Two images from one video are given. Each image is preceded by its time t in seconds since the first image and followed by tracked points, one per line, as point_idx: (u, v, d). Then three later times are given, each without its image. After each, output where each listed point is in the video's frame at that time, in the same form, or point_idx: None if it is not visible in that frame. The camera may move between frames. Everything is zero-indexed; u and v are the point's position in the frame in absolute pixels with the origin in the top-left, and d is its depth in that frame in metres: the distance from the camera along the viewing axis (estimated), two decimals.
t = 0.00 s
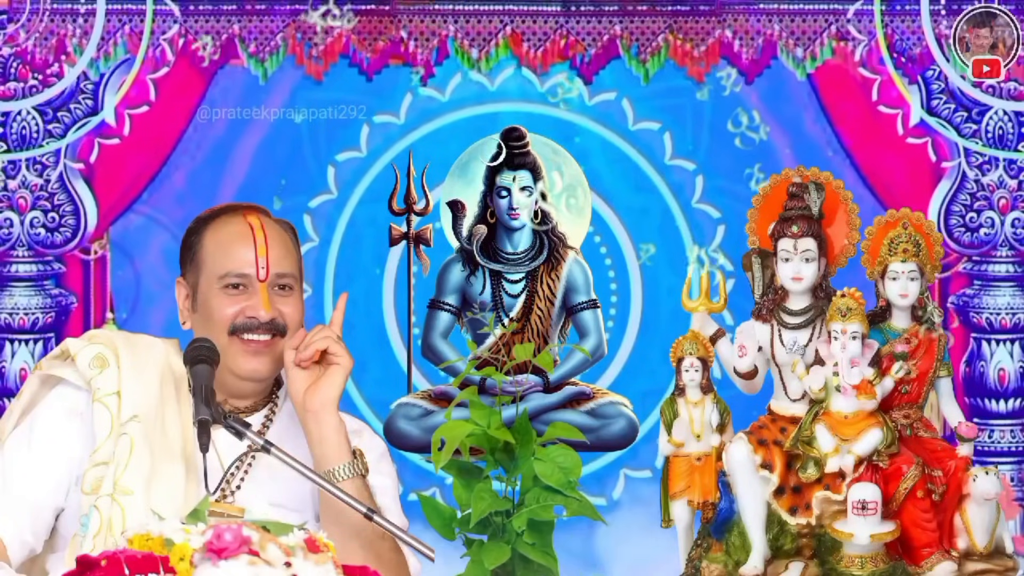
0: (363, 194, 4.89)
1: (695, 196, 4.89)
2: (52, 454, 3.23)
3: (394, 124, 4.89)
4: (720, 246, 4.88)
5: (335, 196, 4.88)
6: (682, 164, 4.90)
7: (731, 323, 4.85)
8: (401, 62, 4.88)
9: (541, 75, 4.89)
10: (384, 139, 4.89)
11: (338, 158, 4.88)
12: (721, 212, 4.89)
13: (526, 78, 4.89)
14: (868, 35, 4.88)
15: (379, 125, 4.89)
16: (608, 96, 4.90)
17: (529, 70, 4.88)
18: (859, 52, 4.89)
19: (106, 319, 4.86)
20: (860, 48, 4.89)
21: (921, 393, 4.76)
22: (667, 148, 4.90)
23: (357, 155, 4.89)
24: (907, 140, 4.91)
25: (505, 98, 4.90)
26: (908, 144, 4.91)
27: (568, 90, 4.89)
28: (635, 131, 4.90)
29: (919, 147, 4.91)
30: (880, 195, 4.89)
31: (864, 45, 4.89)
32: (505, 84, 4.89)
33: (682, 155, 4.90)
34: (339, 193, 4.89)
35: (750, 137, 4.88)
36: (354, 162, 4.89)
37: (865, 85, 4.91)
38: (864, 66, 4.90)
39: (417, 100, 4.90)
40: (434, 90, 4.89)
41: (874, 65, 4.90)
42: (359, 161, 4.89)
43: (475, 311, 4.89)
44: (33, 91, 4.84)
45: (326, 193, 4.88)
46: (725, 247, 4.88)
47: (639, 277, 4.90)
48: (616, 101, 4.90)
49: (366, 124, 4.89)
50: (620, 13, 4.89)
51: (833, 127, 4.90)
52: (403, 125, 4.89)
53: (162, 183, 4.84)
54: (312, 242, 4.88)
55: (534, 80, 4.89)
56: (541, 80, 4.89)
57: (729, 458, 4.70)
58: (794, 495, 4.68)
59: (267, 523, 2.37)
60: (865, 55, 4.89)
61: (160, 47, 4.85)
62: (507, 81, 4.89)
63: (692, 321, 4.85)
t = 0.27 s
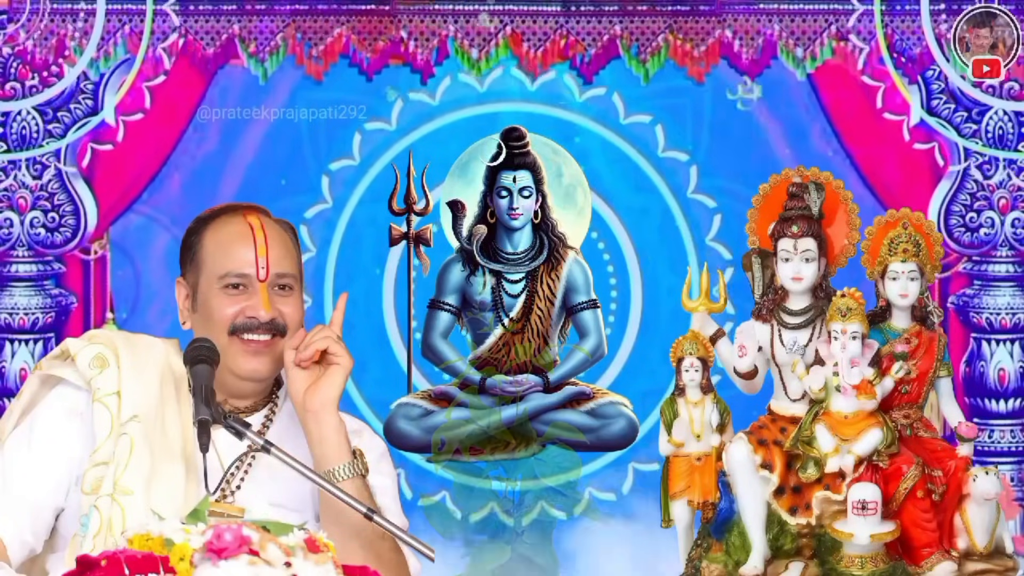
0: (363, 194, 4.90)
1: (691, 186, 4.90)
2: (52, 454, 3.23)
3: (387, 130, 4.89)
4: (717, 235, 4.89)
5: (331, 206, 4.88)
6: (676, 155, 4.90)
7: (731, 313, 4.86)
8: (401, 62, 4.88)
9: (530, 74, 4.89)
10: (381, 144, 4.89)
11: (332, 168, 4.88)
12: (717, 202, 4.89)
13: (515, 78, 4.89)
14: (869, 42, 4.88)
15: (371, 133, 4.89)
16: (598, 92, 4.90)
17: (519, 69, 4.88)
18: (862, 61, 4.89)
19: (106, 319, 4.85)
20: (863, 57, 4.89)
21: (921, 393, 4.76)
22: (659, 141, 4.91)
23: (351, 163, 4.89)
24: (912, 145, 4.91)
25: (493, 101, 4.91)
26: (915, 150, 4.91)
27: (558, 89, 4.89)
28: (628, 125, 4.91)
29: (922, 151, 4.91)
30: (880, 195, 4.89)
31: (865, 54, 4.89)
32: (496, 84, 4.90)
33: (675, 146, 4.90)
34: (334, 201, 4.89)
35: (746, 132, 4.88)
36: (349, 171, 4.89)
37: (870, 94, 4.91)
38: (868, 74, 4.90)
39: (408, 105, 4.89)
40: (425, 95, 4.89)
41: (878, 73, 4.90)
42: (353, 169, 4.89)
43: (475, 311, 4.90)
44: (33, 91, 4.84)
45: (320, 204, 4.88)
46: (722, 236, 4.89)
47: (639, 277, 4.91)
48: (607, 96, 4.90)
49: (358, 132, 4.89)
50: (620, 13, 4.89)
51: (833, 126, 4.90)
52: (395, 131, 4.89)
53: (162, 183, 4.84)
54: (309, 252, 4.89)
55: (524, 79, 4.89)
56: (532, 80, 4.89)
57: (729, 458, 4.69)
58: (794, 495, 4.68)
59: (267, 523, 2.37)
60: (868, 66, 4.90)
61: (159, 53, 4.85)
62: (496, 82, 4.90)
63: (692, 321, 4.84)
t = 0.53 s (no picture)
0: (363, 194, 4.90)
1: (686, 178, 4.90)
2: (52, 454, 3.23)
3: (378, 137, 4.89)
4: (713, 225, 4.89)
5: (327, 215, 4.88)
6: (668, 147, 4.90)
7: (732, 301, 4.87)
8: (401, 62, 4.88)
9: (518, 73, 4.89)
10: (379, 145, 4.89)
11: (326, 178, 4.88)
12: (712, 192, 4.89)
13: (503, 78, 4.89)
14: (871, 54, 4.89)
15: (364, 140, 4.88)
16: (588, 87, 4.89)
17: (510, 70, 4.89)
18: (864, 69, 4.90)
19: (106, 319, 4.85)
20: (866, 68, 4.90)
21: (921, 393, 4.76)
22: (652, 135, 4.90)
23: (346, 172, 4.89)
24: (908, 139, 4.91)
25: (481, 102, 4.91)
26: (922, 155, 4.91)
27: (547, 88, 4.89)
28: (619, 119, 4.91)
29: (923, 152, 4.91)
30: (880, 196, 4.89)
31: (869, 64, 4.89)
32: (489, 85, 4.90)
33: (667, 138, 4.89)
34: (330, 212, 4.88)
35: (743, 129, 4.88)
36: (343, 180, 4.89)
37: (874, 101, 4.91)
38: (872, 83, 4.90)
39: (398, 111, 4.89)
40: (416, 100, 4.89)
41: (881, 81, 4.90)
42: (348, 178, 4.89)
43: (476, 311, 4.91)
44: (33, 91, 4.84)
45: (318, 214, 4.88)
46: (718, 225, 4.89)
47: (638, 277, 4.91)
48: (597, 91, 4.90)
49: (350, 141, 4.88)
50: (620, 13, 4.89)
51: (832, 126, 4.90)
52: (387, 138, 4.88)
53: (162, 183, 4.84)
54: (308, 263, 4.89)
55: (513, 79, 4.89)
56: (521, 79, 4.89)
57: (729, 458, 4.69)
58: (794, 495, 4.67)
59: (267, 522, 2.37)
60: (871, 75, 4.90)
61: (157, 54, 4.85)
62: (485, 83, 4.90)
63: (692, 321, 4.83)
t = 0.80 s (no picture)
0: (362, 195, 4.90)
1: (704, 215, 4.89)
2: (52, 454, 3.23)
3: (371, 145, 4.89)
4: (710, 215, 4.88)
5: (323, 226, 4.88)
6: (661, 139, 4.90)
7: (732, 290, 4.87)
8: (400, 62, 4.88)
9: (508, 73, 4.88)
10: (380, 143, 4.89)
11: (321, 188, 4.88)
12: (707, 181, 4.89)
13: (491, 78, 4.89)
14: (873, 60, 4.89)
15: (357, 148, 4.89)
16: (578, 84, 4.88)
17: (499, 71, 4.89)
18: (868, 78, 4.90)
19: (106, 319, 4.86)
20: (869, 75, 4.90)
21: (921, 393, 4.76)
22: (644, 127, 4.90)
23: (340, 181, 4.89)
24: (903, 136, 4.90)
25: (475, 103, 4.90)
26: (928, 160, 4.91)
27: (537, 87, 4.89)
28: (610, 113, 4.90)
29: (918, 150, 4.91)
30: (880, 196, 4.89)
31: (872, 72, 4.90)
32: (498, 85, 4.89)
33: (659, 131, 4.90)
34: (326, 221, 4.88)
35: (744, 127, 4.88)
36: (341, 184, 4.89)
37: (878, 108, 4.91)
38: (875, 91, 4.90)
39: (390, 117, 4.89)
40: (406, 105, 4.89)
41: (885, 88, 4.90)
42: (341, 187, 4.89)
43: (475, 311, 4.90)
44: (33, 92, 4.84)
45: (313, 225, 4.88)
46: (715, 215, 4.88)
47: (638, 277, 4.91)
48: (586, 88, 4.89)
49: (343, 149, 4.88)
50: (620, 13, 4.89)
51: (833, 127, 4.90)
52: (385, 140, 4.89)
53: (162, 184, 4.84)
54: (308, 273, 4.90)
55: (502, 79, 4.89)
56: (511, 78, 4.88)
57: (729, 458, 4.71)
58: (795, 495, 4.69)
59: (266, 522, 2.37)
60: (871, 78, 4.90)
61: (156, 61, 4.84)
62: (475, 85, 4.89)
63: (692, 321, 4.85)
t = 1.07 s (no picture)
0: (362, 195, 4.90)
1: (700, 204, 4.90)
2: (52, 454, 3.23)
3: (363, 152, 4.89)
4: (706, 205, 4.90)
5: (320, 235, 4.89)
6: (654, 131, 4.90)
7: (731, 278, 4.90)
8: (401, 62, 4.89)
9: (496, 73, 4.89)
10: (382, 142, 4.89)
11: (316, 198, 4.88)
12: (702, 171, 4.90)
13: (483, 80, 4.90)
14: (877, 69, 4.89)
15: (350, 157, 4.89)
16: (568, 80, 4.89)
17: (490, 72, 4.89)
18: (872, 85, 4.90)
19: (106, 319, 4.86)
20: (873, 82, 4.90)
21: (921, 393, 4.76)
22: (636, 121, 4.91)
23: (335, 190, 4.89)
24: (904, 137, 4.91)
25: (468, 104, 4.90)
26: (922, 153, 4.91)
27: (526, 85, 4.89)
28: (602, 109, 4.91)
29: (918, 148, 4.91)
30: (880, 196, 4.90)
31: (875, 80, 4.90)
32: (510, 86, 4.89)
33: (651, 123, 4.90)
34: (323, 231, 4.89)
35: (744, 125, 4.88)
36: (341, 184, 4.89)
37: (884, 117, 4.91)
38: (879, 97, 4.90)
39: (381, 124, 4.89)
40: (397, 111, 4.89)
41: (889, 95, 4.90)
42: (337, 197, 4.89)
43: (475, 311, 4.88)
44: (33, 92, 4.84)
45: (310, 234, 4.89)
46: (714, 211, 4.89)
47: (638, 277, 4.91)
48: (576, 84, 4.89)
49: (336, 158, 4.88)
50: (620, 13, 4.89)
51: (834, 127, 4.90)
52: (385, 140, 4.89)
53: (161, 184, 4.84)
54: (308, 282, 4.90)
55: (492, 80, 4.90)
56: (500, 79, 4.89)
57: (729, 458, 4.67)
58: (794, 495, 4.67)
59: (266, 522, 2.37)
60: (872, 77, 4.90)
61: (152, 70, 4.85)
62: (464, 88, 4.90)
63: (692, 321, 4.82)
